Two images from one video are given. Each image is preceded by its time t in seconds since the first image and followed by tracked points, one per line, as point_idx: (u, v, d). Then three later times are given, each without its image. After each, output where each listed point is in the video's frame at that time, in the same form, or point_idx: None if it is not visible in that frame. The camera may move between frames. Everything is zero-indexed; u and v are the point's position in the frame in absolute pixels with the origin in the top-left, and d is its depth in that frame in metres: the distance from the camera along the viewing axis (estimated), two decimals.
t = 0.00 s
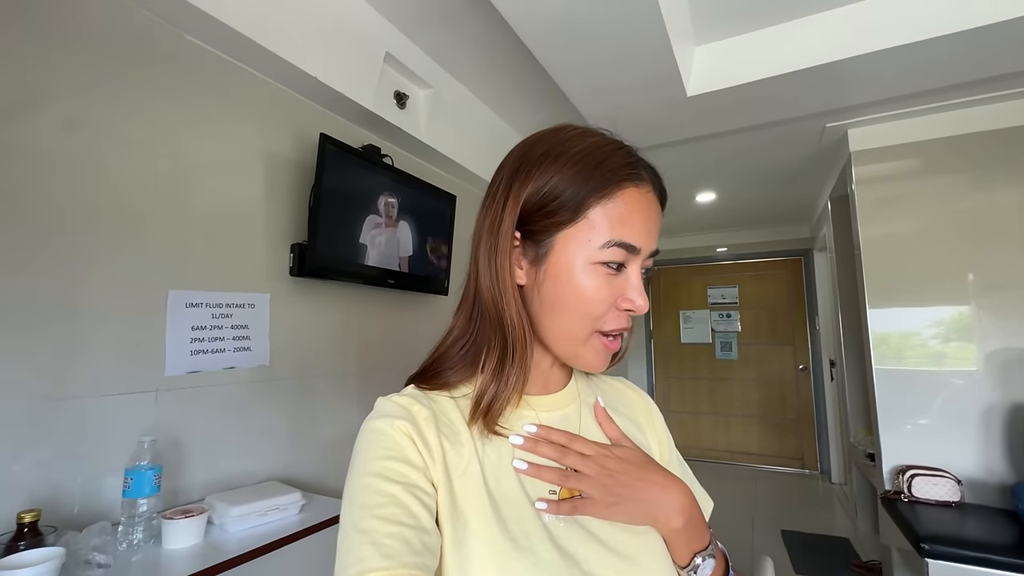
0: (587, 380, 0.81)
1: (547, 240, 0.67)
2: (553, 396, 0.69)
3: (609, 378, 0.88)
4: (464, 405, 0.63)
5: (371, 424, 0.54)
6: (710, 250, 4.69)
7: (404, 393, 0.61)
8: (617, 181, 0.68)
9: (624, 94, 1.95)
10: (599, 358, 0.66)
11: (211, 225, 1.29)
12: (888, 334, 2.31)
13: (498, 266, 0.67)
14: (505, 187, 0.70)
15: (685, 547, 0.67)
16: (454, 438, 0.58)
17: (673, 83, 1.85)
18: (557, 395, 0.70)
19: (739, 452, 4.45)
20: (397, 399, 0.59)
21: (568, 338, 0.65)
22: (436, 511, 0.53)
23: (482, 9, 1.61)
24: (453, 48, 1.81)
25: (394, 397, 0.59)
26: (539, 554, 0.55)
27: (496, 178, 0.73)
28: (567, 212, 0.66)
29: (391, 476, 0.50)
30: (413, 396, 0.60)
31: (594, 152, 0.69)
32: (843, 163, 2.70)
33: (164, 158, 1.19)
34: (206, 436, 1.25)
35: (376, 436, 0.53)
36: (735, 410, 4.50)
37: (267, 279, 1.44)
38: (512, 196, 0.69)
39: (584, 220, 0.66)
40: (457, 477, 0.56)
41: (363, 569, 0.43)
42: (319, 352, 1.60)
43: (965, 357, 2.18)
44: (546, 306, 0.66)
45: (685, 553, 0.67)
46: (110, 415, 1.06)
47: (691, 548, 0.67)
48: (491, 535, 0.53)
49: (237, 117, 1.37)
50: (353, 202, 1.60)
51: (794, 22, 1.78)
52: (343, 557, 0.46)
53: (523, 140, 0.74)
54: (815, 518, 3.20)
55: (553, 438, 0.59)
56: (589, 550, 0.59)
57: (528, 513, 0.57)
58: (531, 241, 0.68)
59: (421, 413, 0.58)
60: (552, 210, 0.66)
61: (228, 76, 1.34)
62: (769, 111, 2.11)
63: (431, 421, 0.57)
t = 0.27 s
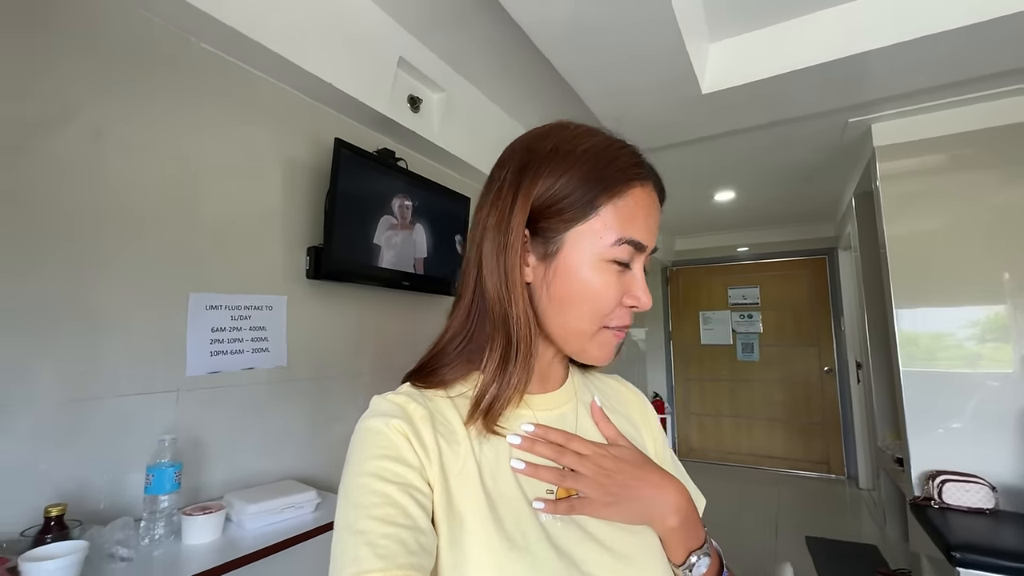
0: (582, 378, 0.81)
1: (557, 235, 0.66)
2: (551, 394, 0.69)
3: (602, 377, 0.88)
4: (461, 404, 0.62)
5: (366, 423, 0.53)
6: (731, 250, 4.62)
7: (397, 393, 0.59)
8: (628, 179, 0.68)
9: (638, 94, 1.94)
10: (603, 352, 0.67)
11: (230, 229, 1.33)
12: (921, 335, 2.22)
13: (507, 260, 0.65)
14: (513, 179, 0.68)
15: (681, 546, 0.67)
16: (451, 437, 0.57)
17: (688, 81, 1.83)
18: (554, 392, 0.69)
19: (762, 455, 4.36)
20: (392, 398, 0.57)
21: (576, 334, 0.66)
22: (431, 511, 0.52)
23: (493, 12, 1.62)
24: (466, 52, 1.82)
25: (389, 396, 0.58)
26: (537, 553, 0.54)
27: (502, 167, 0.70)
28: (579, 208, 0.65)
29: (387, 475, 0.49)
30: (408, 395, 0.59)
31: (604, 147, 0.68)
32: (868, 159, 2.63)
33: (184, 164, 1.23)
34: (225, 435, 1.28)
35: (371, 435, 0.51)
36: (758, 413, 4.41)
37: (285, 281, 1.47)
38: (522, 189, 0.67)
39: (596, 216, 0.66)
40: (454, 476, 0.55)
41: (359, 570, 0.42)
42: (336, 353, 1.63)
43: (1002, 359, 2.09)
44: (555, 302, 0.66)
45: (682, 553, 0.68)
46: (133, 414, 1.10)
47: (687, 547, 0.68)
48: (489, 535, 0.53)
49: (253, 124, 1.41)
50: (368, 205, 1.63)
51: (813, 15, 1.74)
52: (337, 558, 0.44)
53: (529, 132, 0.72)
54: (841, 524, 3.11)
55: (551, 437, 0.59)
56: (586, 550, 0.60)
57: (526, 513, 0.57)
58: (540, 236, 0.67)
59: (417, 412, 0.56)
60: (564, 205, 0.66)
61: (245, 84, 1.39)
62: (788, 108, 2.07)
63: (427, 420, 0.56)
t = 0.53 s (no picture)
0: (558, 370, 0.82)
1: (552, 226, 0.66)
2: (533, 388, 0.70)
3: (580, 369, 0.90)
4: (440, 397, 0.61)
5: (342, 418, 0.53)
6: (752, 250, 4.52)
7: (377, 387, 0.58)
8: (616, 172, 0.70)
9: (650, 93, 1.92)
10: (591, 338, 0.70)
11: (244, 234, 1.36)
12: (957, 336, 2.11)
13: (506, 250, 0.64)
14: (507, 167, 0.67)
15: (652, 539, 0.71)
16: (430, 433, 0.57)
17: (699, 79, 1.80)
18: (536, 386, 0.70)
19: (786, 460, 4.25)
20: (369, 392, 0.56)
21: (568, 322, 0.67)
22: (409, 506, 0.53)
23: (500, 15, 1.62)
24: (474, 56, 1.83)
25: (367, 390, 0.57)
26: (514, 549, 0.55)
27: (493, 154, 0.68)
28: (575, 200, 0.66)
29: (363, 472, 0.49)
30: (387, 389, 0.58)
31: (592, 140, 0.70)
32: (891, 155, 2.55)
33: (201, 171, 1.27)
34: (239, 434, 1.32)
35: (347, 431, 0.51)
36: (781, 416, 4.30)
37: (297, 285, 1.50)
38: (516, 178, 0.66)
39: (590, 207, 0.67)
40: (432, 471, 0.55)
41: (334, 568, 0.43)
42: (347, 354, 1.66)
43: None
44: (551, 292, 0.67)
45: (653, 545, 0.72)
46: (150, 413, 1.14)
47: (658, 540, 0.72)
48: (466, 532, 0.53)
49: (267, 132, 1.44)
50: (379, 209, 1.65)
51: (829, 7, 1.69)
52: (312, 554, 0.45)
53: (518, 122, 0.72)
54: (868, 532, 3.01)
55: (530, 432, 0.61)
56: (563, 543, 0.62)
57: (504, 509, 0.58)
58: (534, 226, 0.66)
59: (395, 407, 0.56)
60: (560, 196, 0.66)
61: (259, 93, 1.42)
62: (805, 104, 2.02)
63: (406, 414, 0.56)
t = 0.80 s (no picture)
0: (540, 366, 0.83)
1: (529, 223, 0.67)
2: (515, 383, 0.72)
3: (566, 365, 0.92)
4: (421, 395, 0.62)
5: (318, 411, 0.53)
6: (764, 249, 4.45)
7: (354, 381, 0.58)
8: (592, 170, 0.72)
9: (655, 90, 1.89)
10: (570, 334, 0.71)
11: (249, 236, 1.38)
12: (978, 335, 2.03)
13: (483, 247, 0.65)
14: (483, 165, 0.68)
15: (631, 531, 0.73)
16: (407, 427, 0.57)
17: (705, 75, 1.78)
18: (517, 381, 0.72)
19: (800, 462, 4.17)
20: (346, 386, 0.57)
21: (547, 319, 0.69)
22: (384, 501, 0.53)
23: (502, 16, 1.62)
24: (477, 57, 1.83)
25: (343, 385, 0.57)
26: (489, 541, 0.57)
27: (469, 153, 0.69)
28: (551, 197, 0.68)
29: (338, 466, 0.49)
30: (365, 383, 0.58)
31: (568, 139, 0.72)
32: (906, 150, 2.49)
33: (206, 175, 1.28)
34: (242, 435, 1.33)
35: (322, 425, 0.51)
36: (796, 418, 4.22)
37: (301, 286, 1.51)
38: (492, 177, 0.67)
39: (567, 205, 0.69)
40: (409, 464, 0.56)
41: (306, 563, 0.43)
42: (351, 356, 1.67)
43: None
44: (529, 289, 0.68)
45: (631, 539, 0.74)
46: (154, 413, 1.15)
47: (637, 533, 0.74)
48: (443, 525, 0.55)
49: (272, 135, 1.46)
50: (382, 210, 1.66)
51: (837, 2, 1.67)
52: (285, 550, 0.45)
53: (493, 121, 0.73)
54: (887, 537, 2.93)
55: (511, 426, 0.64)
56: (541, 536, 0.64)
57: (483, 503, 0.59)
58: (512, 224, 0.68)
59: (372, 401, 0.56)
60: (537, 194, 0.67)
61: (263, 97, 1.44)
62: (814, 99, 1.98)
63: (383, 408, 0.56)
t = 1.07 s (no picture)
0: (535, 368, 0.82)
1: (523, 224, 0.67)
2: (510, 385, 0.71)
3: (561, 366, 0.91)
4: (413, 397, 0.61)
5: (311, 415, 0.52)
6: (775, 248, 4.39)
7: (346, 385, 0.58)
8: (587, 171, 0.71)
9: (661, 89, 1.88)
10: (565, 336, 0.71)
11: (253, 239, 1.38)
12: (994, 335, 1.98)
13: (476, 249, 0.64)
14: (475, 166, 0.67)
15: (627, 534, 0.72)
16: (401, 431, 0.57)
17: (711, 73, 1.75)
18: (512, 383, 0.71)
19: (813, 465, 4.11)
20: (339, 389, 0.56)
21: (542, 321, 0.68)
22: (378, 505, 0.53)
23: (505, 17, 1.61)
24: (480, 58, 1.82)
25: (336, 388, 0.56)
26: (483, 545, 0.56)
27: (461, 153, 0.69)
28: (545, 198, 0.67)
29: (332, 470, 0.48)
30: (357, 386, 0.58)
31: (562, 140, 0.71)
32: (919, 147, 2.45)
33: (211, 178, 1.29)
34: (247, 437, 1.34)
35: (315, 429, 0.51)
36: (808, 420, 4.16)
37: (305, 289, 1.52)
38: (485, 178, 0.66)
39: (560, 206, 0.68)
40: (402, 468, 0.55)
41: (300, 569, 0.42)
42: (356, 357, 1.67)
43: None
44: (523, 291, 0.67)
45: (628, 542, 0.73)
46: (159, 416, 1.16)
47: (633, 536, 0.73)
48: (437, 529, 0.54)
49: (276, 138, 1.46)
50: (386, 212, 1.66)
51: None
52: (278, 555, 0.45)
53: (487, 122, 0.72)
54: (902, 542, 2.87)
55: (505, 428, 0.63)
56: (536, 540, 0.63)
57: (476, 507, 0.58)
58: (505, 225, 0.67)
59: (366, 404, 0.56)
60: (530, 194, 0.67)
61: (267, 100, 1.44)
62: (823, 96, 1.94)
63: (376, 411, 0.56)
